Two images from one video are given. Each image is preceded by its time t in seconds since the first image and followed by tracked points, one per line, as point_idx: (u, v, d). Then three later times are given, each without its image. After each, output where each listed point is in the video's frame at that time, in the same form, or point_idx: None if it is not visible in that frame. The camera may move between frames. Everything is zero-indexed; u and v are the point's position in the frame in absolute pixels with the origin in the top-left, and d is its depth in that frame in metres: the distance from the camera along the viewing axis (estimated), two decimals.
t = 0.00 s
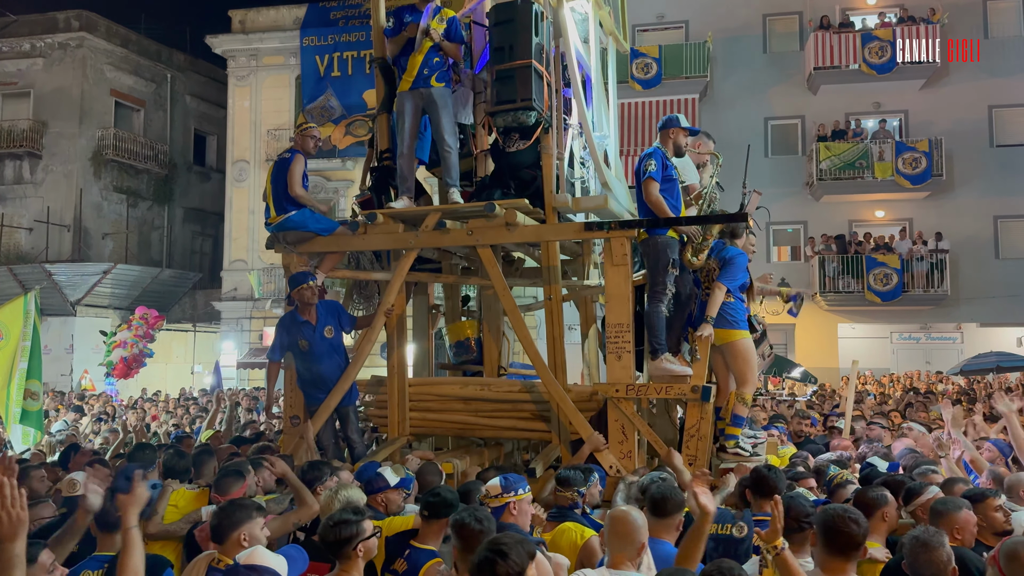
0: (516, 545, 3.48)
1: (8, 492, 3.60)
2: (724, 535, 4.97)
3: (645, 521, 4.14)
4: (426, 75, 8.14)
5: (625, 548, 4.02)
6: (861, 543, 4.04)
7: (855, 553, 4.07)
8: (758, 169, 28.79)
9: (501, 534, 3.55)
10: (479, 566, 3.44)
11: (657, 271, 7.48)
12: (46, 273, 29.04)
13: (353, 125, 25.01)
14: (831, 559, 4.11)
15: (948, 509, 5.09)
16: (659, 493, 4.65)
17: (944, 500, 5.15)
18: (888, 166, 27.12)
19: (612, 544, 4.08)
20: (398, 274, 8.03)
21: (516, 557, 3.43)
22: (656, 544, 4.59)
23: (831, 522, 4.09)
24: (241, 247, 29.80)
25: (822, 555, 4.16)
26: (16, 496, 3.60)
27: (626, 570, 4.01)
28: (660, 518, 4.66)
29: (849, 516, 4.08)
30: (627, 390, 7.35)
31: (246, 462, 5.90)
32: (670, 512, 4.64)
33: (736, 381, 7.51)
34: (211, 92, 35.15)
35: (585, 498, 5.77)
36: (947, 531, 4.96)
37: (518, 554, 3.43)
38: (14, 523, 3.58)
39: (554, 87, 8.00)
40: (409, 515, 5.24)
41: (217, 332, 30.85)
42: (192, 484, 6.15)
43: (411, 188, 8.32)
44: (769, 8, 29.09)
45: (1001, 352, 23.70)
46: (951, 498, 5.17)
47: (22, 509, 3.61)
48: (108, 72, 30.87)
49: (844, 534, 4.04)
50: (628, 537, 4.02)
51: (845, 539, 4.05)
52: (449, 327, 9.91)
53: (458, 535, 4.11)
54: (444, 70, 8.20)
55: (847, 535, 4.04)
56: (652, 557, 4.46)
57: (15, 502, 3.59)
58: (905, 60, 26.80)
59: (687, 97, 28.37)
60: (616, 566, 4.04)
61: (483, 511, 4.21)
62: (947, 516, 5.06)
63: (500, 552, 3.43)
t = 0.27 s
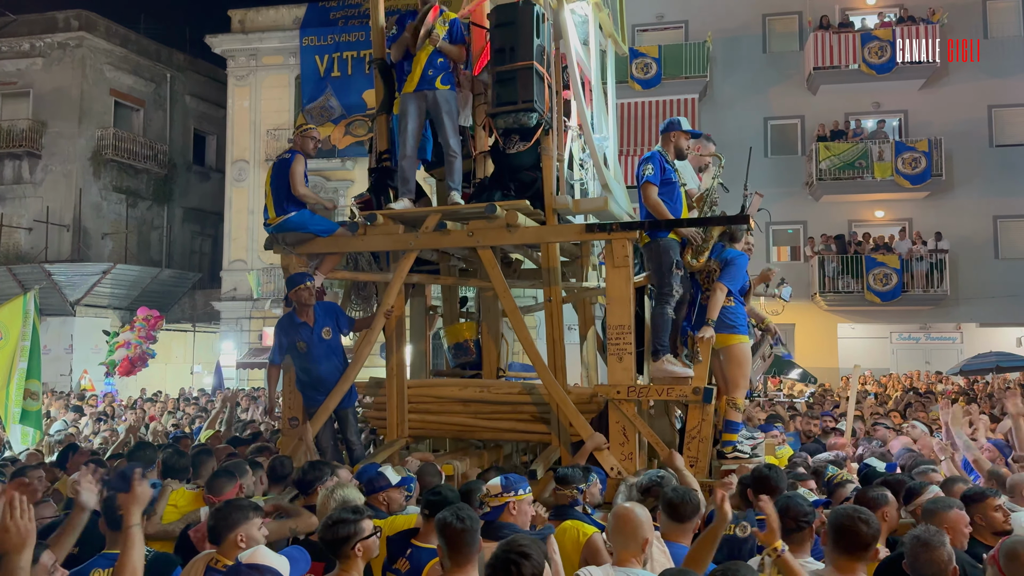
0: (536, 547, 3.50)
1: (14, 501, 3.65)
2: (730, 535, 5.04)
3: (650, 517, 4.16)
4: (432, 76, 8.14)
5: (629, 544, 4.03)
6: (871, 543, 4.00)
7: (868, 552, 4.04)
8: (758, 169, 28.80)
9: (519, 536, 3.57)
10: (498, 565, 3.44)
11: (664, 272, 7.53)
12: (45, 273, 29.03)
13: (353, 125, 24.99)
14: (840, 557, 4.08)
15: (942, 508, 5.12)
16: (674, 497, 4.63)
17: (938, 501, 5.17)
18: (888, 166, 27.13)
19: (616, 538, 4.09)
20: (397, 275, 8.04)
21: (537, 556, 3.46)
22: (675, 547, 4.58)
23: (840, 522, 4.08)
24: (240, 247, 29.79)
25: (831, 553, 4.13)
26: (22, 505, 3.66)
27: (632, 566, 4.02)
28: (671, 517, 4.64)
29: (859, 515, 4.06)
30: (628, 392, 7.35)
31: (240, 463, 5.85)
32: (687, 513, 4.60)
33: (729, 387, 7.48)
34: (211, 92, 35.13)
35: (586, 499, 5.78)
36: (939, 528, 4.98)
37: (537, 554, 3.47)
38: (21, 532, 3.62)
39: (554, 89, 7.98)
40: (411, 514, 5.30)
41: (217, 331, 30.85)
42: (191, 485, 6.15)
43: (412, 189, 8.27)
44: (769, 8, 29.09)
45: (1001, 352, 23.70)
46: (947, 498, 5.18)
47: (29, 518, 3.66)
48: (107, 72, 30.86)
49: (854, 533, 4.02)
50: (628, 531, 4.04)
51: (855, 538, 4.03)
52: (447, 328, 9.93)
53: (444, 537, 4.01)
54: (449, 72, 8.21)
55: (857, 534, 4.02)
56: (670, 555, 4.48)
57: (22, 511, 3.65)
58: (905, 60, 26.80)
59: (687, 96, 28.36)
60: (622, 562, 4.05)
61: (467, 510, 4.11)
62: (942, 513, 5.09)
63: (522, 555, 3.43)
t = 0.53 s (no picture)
0: (534, 550, 3.51)
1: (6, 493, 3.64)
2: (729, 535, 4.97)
3: (653, 518, 4.16)
4: (433, 74, 8.15)
5: (634, 544, 4.02)
6: (888, 544, 3.97)
7: (884, 553, 3.98)
8: (758, 169, 28.80)
9: (514, 538, 3.57)
10: (495, 567, 3.44)
11: (670, 270, 7.49)
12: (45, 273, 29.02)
13: (353, 125, 25.00)
14: (854, 556, 4.02)
15: (938, 507, 5.11)
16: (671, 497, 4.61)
17: (933, 501, 5.16)
18: (887, 166, 27.13)
19: (620, 539, 4.08)
20: (397, 273, 8.03)
21: (534, 559, 3.46)
22: (673, 550, 4.55)
23: (857, 525, 4.03)
24: (240, 248, 29.78)
25: (846, 551, 4.06)
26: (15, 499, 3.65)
27: (637, 567, 4.02)
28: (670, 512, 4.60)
29: (876, 517, 4.03)
30: (629, 390, 7.34)
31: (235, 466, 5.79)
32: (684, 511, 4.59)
33: (722, 384, 7.47)
34: (211, 92, 35.13)
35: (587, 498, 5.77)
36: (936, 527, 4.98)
37: (535, 557, 3.47)
38: (12, 525, 3.62)
39: (554, 87, 7.98)
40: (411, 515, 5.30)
41: (216, 332, 30.84)
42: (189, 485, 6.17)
43: (412, 187, 8.27)
44: (769, 8, 29.10)
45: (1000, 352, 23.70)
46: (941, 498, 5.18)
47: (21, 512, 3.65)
48: (107, 72, 30.87)
49: (871, 535, 3.98)
50: (634, 532, 4.02)
51: (871, 539, 3.98)
52: (445, 326, 9.83)
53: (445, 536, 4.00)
54: (451, 68, 8.22)
55: (873, 536, 3.98)
56: (670, 558, 4.44)
57: (14, 504, 3.64)
58: (905, 60, 26.80)
59: (687, 96, 28.37)
60: (628, 563, 4.02)
61: (469, 509, 4.11)
62: (938, 513, 5.08)
63: (518, 557, 3.43)
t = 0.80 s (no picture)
0: (509, 549, 3.51)
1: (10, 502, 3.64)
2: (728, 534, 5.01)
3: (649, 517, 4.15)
4: (428, 78, 8.11)
5: (631, 546, 4.01)
6: (902, 546, 4.02)
7: (897, 556, 4.03)
8: (758, 169, 28.80)
9: (493, 539, 3.57)
10: (472, 568, 3.44)
11: (664, 273, 7.55)
12: (45, 274, 29.04)
13: (353, 125, 25.00)
14: (867, 556, 4.08)
15: (936, 506, 5.10)
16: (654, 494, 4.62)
17: (930, 500, 5.15)
18: (887, 166, 27.13)
19: (617, 542, 4.07)
20: (397, 276, 8.03)
21: (511, 561, 3.46)
22: (658, 547, 4.54)
23: (873, 526, 4.07)
24: (240, 247, 29.78)
25: (859, 552, 4.12)
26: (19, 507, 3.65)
27: (634, 567, 4.02)
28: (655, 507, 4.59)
29: (889, 520, 4.07)
30: (628, 393, 7.34)
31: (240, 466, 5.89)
32: (667, 507, 4.60)
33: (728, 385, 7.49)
34: (211, 92, 35.13)
35: (585, 501, 5.80)
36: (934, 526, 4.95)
37: (511, 555, 3.48)
38: (19, 534, 3.62)
39: (554, 89, 7.99)
40: (409, 515, 5.31)
41: (216, 332, 30.85)
42: (190, 485, 6.20)
43: (410, 190, 8.27)
44: (769, 8, 29.09)
45: (1000, 352, 23.69)
46: (938, 496, 5.17)
47: (26, 521, 3.66)
48: (107, 72, 30.87)
49: (884, 535, 4.03)
50: (629, 530, 4.02)
51: (884, 540, 4.03)
52: (445, 329, 9.86)
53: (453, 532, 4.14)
54: (446, 73, 8.19)
55: (888, 536, 4.03)
56: (659, 558, 4.42)
57: (19, 512, 3.65)
58: (905, 60, 26.79)
59: (686, 96, 28.37)
60: (623, 564, 4.01)
61: (478, 511, 4.20)
62: (938, 512, 5.07)
63: (496, 559, 3.42)
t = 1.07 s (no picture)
0: (501, 551, 3.51)
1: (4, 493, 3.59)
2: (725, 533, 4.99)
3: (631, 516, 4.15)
4: (424, 74, 8.13)
5: (617, 545, 3.99)
6: (910, 547, 3.91)
7: (905, 557, 3.93)
8: (758, 169, 28.79)
9: (483, 541, 3.58)
10: (464, 568, 3.44)
11: (658, 271, 7.49)
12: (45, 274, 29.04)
13: (353, 125, 25.01)
14: (875, 558, 3.97)
15: (937, 507, 5.11)
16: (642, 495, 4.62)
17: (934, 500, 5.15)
18: (887, 166, 27.13)
19: (600, 542, 4.04)
20: (395, 274, 8.01)
21: (502, 562, 3.46)
22: (644, 547, 4.53)
23: (878, 526, 3.98)
24: (240, 248, 29.78)
25: (866, 552, 4.02)
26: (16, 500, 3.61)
27: (620, 565, 4.01)
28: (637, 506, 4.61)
29: (895, 522, 3.96)
30: (625, 391, 7.33)
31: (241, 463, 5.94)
32: (652, 511, 4.60)
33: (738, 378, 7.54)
34: (210, 92, 35.13)
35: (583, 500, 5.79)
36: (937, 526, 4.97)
37: (503, 558, 3.47)
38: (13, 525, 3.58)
39: (552, 87, 7.98)
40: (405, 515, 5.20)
41: (216, 332, 30.84)
42: (190, 485, 6.20)
43: (409, 188, 8.27)
44: (769, 8, 29.09)
45: (1000, 353, 23.67)
46: (942, 496, 5.17)
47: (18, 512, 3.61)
48: (107, 72, 30.88)
49: (891, 536, 3.93)
50: (611, 531, 4.00)
51: (889, 540, 3.93)
52: (446, 327, 9.97)
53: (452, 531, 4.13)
54: (442, 69, 8.19)
55: (894, 536, 3.93)
56: (645, 559, 4.39)
57: (14, 504, 3.60)
58: (904, 60, 26.79)
59: (686, 97, 28.38)
60: (609, 564, 4.00)
61: (477, 509, 4.20)
62: (939, 512, 5.08)
63: (487, 561, 3.42)
